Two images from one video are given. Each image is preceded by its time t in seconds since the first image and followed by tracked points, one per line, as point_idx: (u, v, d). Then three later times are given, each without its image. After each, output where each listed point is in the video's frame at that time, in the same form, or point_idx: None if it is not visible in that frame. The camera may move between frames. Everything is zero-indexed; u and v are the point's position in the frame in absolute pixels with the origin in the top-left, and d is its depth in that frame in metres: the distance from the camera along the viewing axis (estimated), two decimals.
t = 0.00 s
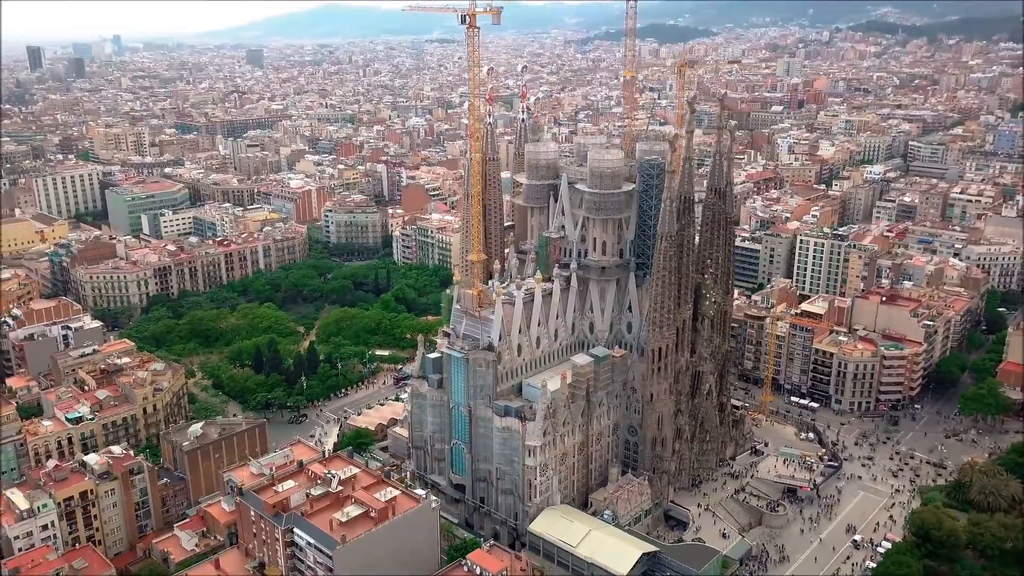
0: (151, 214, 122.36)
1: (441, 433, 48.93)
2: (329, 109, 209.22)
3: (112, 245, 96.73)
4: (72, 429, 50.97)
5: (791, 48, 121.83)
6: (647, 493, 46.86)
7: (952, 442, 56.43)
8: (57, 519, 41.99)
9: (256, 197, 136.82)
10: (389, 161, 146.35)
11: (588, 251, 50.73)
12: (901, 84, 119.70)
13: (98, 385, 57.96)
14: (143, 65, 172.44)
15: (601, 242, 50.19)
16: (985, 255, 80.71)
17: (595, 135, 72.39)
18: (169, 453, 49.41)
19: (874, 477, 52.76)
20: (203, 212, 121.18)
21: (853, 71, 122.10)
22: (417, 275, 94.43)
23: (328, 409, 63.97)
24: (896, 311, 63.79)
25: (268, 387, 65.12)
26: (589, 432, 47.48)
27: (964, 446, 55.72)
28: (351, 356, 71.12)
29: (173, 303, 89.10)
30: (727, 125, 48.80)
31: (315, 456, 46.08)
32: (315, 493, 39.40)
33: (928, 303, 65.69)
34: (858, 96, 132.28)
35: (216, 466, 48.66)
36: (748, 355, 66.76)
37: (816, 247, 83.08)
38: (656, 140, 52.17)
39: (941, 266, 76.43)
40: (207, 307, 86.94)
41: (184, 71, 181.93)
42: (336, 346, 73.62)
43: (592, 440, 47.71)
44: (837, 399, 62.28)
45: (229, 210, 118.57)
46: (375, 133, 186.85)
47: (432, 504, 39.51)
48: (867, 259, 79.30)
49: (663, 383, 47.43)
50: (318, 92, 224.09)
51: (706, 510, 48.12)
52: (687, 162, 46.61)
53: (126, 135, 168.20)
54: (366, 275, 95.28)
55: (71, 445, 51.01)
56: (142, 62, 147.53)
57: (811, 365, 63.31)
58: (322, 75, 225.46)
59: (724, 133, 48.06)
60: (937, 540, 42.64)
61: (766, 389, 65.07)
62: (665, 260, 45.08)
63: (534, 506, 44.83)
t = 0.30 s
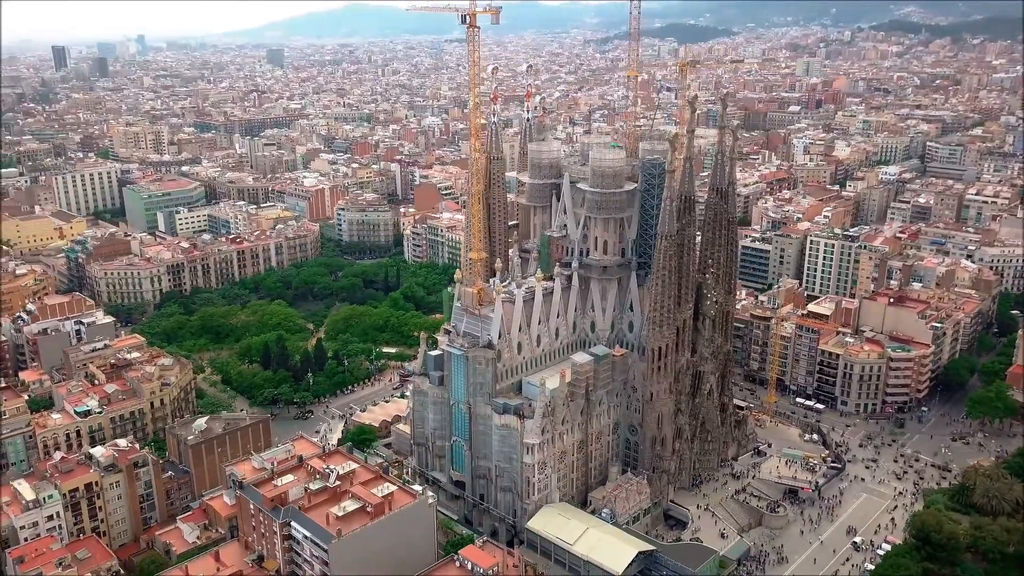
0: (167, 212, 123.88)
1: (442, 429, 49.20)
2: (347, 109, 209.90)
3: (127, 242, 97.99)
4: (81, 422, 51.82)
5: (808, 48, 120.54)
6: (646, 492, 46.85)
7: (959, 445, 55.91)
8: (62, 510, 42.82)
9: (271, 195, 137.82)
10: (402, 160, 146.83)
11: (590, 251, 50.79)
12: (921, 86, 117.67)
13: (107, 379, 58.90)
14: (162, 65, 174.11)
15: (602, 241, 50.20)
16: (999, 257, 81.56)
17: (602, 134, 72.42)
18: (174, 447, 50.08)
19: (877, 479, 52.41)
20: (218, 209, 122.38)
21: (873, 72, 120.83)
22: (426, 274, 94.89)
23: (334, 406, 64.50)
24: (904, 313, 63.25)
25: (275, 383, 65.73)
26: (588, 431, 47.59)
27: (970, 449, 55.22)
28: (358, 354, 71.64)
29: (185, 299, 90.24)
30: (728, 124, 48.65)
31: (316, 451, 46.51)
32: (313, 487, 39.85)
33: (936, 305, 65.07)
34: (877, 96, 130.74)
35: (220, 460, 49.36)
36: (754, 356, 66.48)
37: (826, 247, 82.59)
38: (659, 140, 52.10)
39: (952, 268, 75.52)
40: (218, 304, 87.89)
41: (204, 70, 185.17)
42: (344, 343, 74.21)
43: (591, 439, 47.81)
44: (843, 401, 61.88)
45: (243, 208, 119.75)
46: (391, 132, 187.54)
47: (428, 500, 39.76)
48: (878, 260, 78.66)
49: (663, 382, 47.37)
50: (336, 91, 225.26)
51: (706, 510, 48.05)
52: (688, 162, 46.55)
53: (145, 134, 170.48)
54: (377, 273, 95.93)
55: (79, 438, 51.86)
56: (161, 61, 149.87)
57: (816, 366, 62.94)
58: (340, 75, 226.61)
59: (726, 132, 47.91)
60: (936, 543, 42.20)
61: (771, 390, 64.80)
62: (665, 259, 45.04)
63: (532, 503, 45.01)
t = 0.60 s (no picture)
0: (181, 209, 125.09)
1: (442, 426, 49.50)
2: (362, 108, 210.22)
3: (140, 239, 99.04)
4: (89, 416, 52.37)
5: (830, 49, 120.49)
6: (646, 491, 46.86)
7: (964, 448, 55.52)
8: (67, 502, 43.16)
9: (283, 193, 138.68)
10: (415, 159, 147.11)
11: (592, 250, 50.84)
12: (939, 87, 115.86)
13: (116, 373, 59.80)
14: (179, 65, 175.76)
15: (604, 240, 50.24)
16: (1012, 258, 80.70)
17: (609, 134, 72.45)
18: (179, 441, 50.60)
19: (880, 481, 52.12)
20: (231, 207, 123.37)
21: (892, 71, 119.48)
22: (434, 272, 95.22)
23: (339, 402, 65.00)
24: (910, 314, 62.77)
25: (281, 379, 66.26)
26: (588, 429, 47.69)
27: (976, 452, 54.80)
28: (364, 351, 72.09)
29: (196, 296, 91.15)
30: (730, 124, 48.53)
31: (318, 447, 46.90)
32: (312, 482, 40.29)
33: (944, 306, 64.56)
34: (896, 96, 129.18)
35: (224, 454, 49.82)
36: (759, 356, 66.26)
37: (835, 248, 82.07)
38: (661, 139, 52.13)
39: (963, 270, 74.95)
40: (228, 301, 88.71)
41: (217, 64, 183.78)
42: (350, 341, 74.71)
43: (591, 437, 47.91)
44: (848, 402, 61.57)
45: (255, 206, 120.75)
46: (405, 131, 187.69)
47: (426, 496, 40.02)
48: (887, 261, 78.12)
49: (663, 381, 47.36)
50: (352, 91, 225.82)
51: (706, 510, 48.04)
52: (689, 161, 46.58)
53: (162, 132, 172.50)
54: (385, 272, 96.48)
55: (87, 431, 52.44)
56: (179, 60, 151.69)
57: (822, 367, 62.62)
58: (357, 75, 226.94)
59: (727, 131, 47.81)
60: (936, 545, 41.86)
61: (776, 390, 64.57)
62: (665, 258, 45.01)
63: (531, 501, 45.18)
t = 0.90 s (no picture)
0: (196, 207, 126.45)
1: (443, 424, 49.81)
2: (379, 107, 210.11)
3: (155, 236, 100.29)
4: (97, 409, 53.31)
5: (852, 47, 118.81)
6: (645, 490, 46.91)
7: (970, 451, 55.04)
8: (72, 494, 44.24)
9: (298, 192, 139.62)
10: (429, 158, 147.20)
11: (594, 249, 50.91)
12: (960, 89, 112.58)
13: (125, 368, 60.68)
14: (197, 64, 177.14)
15: (606, 239, 50.29)
16: None
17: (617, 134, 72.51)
18: (185, 435, 51.32)
19: (883, 483, 51.78)
20: (245, 205, 124.43)
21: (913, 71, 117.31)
22: (444, 270, 95.56)
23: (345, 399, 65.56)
24: (918, 315, 62.20)
25: (288, 375, 66.89)
26: (588, 428, 47.80)
27: (982, 456, 54.29)
28: (371, 348, 72.58)
29: (208, 292, 92.22)
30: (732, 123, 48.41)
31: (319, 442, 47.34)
32: (311, 477, 40.67)
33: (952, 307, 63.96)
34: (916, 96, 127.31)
35: (228, 449, 50.41)
36: (765, 357, 66.02)
37: (845, 249, 81.57)
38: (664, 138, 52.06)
39: (974, 272, 74.15)
40: (240, 297, 89.63)
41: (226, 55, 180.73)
42: (358, 338, 75.29)
43: (591, 436, 48.02)
44: (854, 404, 61.19)
45: (269, 204, 121.80)
46: (420, 130, 187.57)
47: (423, 492, 40.31)
48: (898, 262, 77.53)
49: (663, 381, 47.34)
50: (370, 90, 225.92)
51: (705, 510, 48.00)
52: (690, 160, 46.56)
53: (180, 131, 175.14)
54: (395, 270, 97.04)
55: (95, 424, 53.38)
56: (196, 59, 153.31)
57: (828, 369, 62.30)
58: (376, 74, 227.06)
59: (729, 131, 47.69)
60: (934, 547, 41.53)
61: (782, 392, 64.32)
62: (665, 257, 44.97)
63: (529, 498, 45.34)
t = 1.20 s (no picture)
0: (210, 205, 127.61)
1: (444, 421, 50.03)
2: (394, 106, 209.25)
3: (167, 233, 101.35)
4: (104, 404, 54.01)
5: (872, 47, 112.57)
6: (644, 490, 46.90)
7: (975, 454, 54.63)
8: (77, 486, 44.76)
9: (310, 190, 140.46)
10: (441, 157, 147.05)
11: (595, 248, 50.97)
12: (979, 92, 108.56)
13: (133, 363, 61.45)
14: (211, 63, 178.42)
15: (607, 238, 50.35)
16: None
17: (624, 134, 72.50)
18: (189, 430, 51.94)
19: (886, 485, 51.51)
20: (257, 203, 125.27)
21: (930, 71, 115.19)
22: (452, 269, 95.87)
23: (350, 396, 66.00)
24: (924, 317, 61.70)
25: (293, 372, 67.42)
26: (587, 427, 47.86)
27: (987, 459, 53.87)
28: (378, 346, 72.99)
29: (219, 289, 93.15)
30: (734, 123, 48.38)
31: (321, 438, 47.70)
32: (310, 472, 41.05)
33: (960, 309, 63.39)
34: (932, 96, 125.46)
35: (232, 444, 51.00)
36: (770, 357, 65.82)
37: (855, 250, 81.10)
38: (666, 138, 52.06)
39: (985, 273, 73.48)
40: (249, 295, 90.43)
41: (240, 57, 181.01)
42: (365, 336, 75.79)
43: (591, 435, 48.06)
44: (859, 406, 60.87)
45: (281, 202, 122.72)
46: (434, 129, 186.99)
47: (420, 489, 40.63)
48: (907, 263, 77.11)
49: (663, 380, 47.35)
50: (386, 88, 225.57)
51: (705, 510, 47.94)
52: (690, 160, 46.55)
53: (195, 130, 177.25)
54: (404, 268, 97.53)
55: (102, 418, 54.12)
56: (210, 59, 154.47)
57: (833, 370, 62.01)
58: (392, 73, 226.65)
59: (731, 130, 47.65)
60: (933, 550, 41.26)
61: (787, 392, 64.11)
62: (666, 256, 44.94)
63: (528, 496, 45.49)
